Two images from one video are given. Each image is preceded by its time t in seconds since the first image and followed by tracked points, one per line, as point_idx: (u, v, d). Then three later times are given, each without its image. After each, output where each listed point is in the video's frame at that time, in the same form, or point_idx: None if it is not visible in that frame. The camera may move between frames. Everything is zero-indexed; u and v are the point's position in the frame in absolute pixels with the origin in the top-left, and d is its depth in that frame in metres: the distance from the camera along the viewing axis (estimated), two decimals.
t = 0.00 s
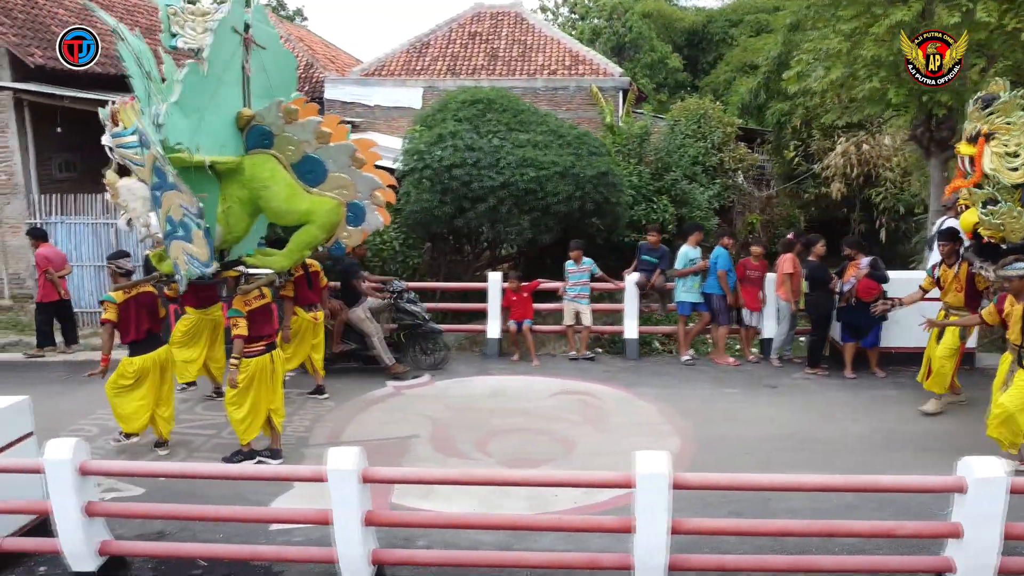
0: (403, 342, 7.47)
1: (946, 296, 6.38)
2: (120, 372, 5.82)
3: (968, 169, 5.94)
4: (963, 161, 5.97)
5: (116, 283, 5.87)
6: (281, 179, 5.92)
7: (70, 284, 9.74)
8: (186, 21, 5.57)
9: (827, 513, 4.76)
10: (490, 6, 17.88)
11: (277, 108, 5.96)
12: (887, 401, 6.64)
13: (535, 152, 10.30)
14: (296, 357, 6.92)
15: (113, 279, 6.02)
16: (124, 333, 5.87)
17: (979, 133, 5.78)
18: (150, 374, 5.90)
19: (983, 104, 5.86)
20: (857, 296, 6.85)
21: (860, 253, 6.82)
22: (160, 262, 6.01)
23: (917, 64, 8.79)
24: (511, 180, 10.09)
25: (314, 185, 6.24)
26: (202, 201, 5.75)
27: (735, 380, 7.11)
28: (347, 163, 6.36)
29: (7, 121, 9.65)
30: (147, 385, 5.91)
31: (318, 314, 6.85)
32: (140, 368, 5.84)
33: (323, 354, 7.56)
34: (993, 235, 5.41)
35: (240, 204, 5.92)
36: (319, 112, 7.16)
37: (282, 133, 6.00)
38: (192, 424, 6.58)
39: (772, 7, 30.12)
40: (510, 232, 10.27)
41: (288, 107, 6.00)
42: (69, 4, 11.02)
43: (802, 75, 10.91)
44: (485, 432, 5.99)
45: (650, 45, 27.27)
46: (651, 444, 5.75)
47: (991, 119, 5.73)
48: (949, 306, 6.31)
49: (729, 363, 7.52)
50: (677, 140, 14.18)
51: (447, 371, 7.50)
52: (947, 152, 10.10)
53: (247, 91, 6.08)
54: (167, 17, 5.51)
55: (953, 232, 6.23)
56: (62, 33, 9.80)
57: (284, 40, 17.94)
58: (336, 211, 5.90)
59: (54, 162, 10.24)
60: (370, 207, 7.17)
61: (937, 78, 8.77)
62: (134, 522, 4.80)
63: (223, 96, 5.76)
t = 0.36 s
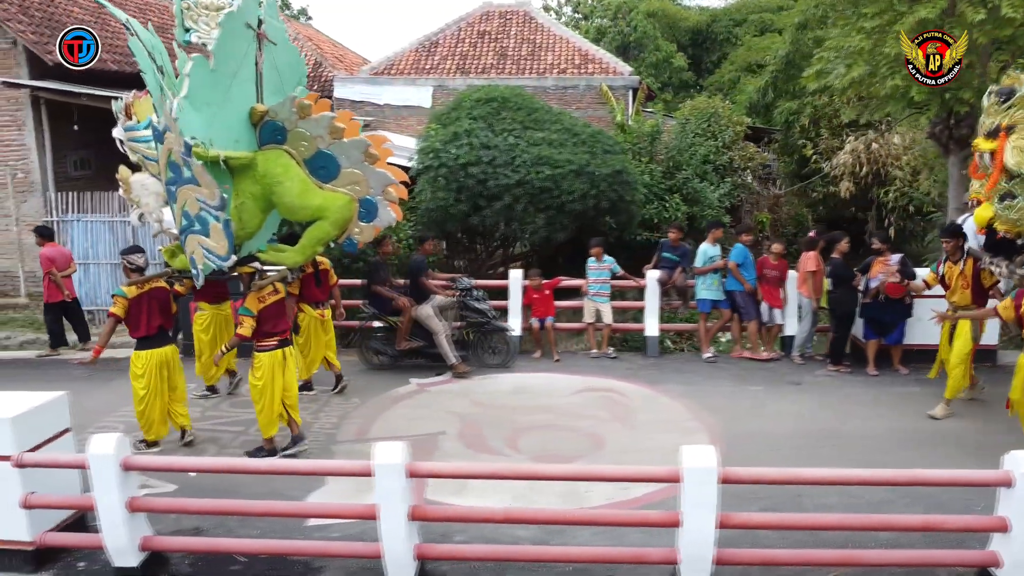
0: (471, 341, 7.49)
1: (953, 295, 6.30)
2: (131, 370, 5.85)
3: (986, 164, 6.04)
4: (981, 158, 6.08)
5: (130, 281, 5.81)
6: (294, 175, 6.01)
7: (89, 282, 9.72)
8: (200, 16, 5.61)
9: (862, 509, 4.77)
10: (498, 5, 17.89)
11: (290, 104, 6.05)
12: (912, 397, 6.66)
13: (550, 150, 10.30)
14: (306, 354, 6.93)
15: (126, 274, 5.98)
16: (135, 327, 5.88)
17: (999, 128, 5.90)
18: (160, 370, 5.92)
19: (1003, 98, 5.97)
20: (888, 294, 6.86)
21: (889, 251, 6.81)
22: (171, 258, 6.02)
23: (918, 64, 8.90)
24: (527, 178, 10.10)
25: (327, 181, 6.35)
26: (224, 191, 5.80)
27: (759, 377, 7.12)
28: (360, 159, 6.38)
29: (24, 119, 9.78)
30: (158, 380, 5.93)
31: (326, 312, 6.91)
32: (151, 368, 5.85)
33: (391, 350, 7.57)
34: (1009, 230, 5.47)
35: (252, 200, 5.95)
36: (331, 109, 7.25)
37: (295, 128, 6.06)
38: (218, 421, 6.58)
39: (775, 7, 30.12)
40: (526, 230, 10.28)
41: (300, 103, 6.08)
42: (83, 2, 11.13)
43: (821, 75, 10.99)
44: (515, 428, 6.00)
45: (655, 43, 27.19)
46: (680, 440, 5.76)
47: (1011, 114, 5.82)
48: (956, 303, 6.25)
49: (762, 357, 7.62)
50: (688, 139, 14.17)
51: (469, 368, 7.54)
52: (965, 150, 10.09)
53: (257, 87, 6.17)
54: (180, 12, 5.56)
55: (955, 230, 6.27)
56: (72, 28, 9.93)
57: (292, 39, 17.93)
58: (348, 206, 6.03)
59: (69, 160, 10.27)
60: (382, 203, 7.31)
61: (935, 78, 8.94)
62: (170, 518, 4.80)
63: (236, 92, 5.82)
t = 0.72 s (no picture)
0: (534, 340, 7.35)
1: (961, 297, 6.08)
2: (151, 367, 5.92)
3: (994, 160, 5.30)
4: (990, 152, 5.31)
5: (147, 276, 5.88)
6: (308, 169, 6.06)
7: (104, 281, 9.73)
8: (212, 11, 5.81)
9: (897, 505, 4.76)
10: (506, 3, 17.90)
11: (303, 98, 6.11)
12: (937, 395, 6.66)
13: (565, 148, 10.30)
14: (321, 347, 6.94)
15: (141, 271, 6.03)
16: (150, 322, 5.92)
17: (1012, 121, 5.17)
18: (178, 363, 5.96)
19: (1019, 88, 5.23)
20: (914, 289, 6.88)
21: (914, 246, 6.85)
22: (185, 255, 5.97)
23: (917, 64, 9.04)
24: (543, 175, 10.08)
25: (341, 176, 6.39)
26: (227, 191, 5.87)
27: (782, 374, 7.12)
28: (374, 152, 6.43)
29: (40, 116, 9.82)
30: (177, 374, 5.99)
31: (342, 306, 6.94)
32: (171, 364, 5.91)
33: (454, 349, 7.40)
34: None
35: (267, 194, 6.08)
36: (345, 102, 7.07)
37: (308, 123, 6.15)
38: (243, 419, 6.57)
39: (780, 6, 30.10)
40: (541, 228, 10.26)
41: (313, 97, 6.16)
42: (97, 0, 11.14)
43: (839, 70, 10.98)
44: (542, 425, 5.99)
45: (659, 43, 27.13)
46: (708, 436, 5.75)
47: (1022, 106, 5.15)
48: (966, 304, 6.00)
49: (786, 356, 7.59)
50: (698, 138, 14.15)
51: (491, 365, 7.55)
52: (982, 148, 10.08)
53: (270, 80, 6.18)
54: (192, 9, 5.79)
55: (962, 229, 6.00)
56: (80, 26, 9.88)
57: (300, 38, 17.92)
58: (361, 200, 6.12)
59: (84, 159, 10.33)
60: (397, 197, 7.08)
61: (935, 79, 9.07)
62: (204, 514, 4.79)
63: (250, 85, 5.84)
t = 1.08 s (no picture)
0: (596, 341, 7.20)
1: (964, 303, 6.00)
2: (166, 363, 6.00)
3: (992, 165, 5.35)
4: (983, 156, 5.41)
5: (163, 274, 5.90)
6: (322, 167, 6.10)
7: (119, 279, 9.74)
8: (226, 10, 5.69)
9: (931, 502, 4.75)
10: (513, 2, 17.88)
11: (316, 96, 6.13)
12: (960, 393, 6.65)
13: (579, 146, 10.28)
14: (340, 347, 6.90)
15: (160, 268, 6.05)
16: (166, 319, 5.98)
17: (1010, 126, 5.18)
18: (195, 360, 6.04)
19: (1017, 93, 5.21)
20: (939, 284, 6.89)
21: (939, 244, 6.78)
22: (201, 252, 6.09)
23: (917, 65, 9.10)
24: (558, 174, 10.07)
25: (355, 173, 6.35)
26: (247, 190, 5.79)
27: (804, 372, 7.11)
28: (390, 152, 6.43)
29: (54, 114, 9.85)
30: (193, 370, 6.07)
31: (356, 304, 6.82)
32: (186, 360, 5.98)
33: (514, 348, 7.31)
34: None
35: (282, 192, 6.07)
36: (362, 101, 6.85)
37: (322, 120, 6.16)
38: (266, 416, 6.56)
39: (783, 5, 30.14)
40: (556, 227, 10.24)
41: (327, 95, 6.18)
42: None
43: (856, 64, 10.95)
44: (569, 423, 5.97)
45: (664, 42, 27.08)
46: (736, 434, 5.74)
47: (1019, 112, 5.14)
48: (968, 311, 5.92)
49: (807, 355, 7.58)
50: (709, 136, 14.12)
51: (512, 363, 7.55)
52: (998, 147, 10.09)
53: (284, 79, 6.16)
54: (206, 7, 5.65)
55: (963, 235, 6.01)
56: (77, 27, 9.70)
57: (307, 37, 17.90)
58: (375, 197, 6.24)
59: (97, 156, 10.34)
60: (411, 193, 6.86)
61: (935, 79, 9.11)
62: (236, 512, 4.78)
63: (267, 84, 5.82)
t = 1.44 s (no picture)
0: (663, 341, 7.07)
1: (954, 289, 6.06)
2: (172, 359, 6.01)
3: (981, 146, 5.17)
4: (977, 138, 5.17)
5: (178, 273, 5.91)
6: (335, 164, 6.07)
7: (131, 277, 9.75)
8: (238, 10, 5.59)
9: (961, 500, 4.74)
10: (520, 1, 17.87)
11: (328, 93, 6.10)
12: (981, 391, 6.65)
13: (592, 144, 10.27)
14: (348, 340, 7.03)
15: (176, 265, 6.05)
16: (174, 316, 6.02)
17: (1003, 108, 4.97)
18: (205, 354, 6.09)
19: (1014, 76, 4.99)
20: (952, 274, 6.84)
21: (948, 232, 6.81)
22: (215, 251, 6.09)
23: (918, 64, 9.28)
24: (571, 172, 10.06)
25: (366, 169, 6.40)
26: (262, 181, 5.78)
27: (824, 370, 7.11)
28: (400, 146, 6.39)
29: (68, 113, 9.83)
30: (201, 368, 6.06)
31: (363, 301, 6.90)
32: (193, 359, 5.99)
33: (581, 347, 7.27)
34: (1013, 222, 4.98)
35: (295, 189, 6.03)
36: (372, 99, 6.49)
37: (334, 117, 6.15)
38: (287, 414, 6.56)
39: (787, 4, 30.17)
40: (569, 225, 10.23)
41: (338, 91, 6.15)
42: None
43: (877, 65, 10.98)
44: (592, 421, 5.96)
45: (668, 42, 26.99)
46: (759, 431, 5.73)
47: (1015, 95, 4.93)
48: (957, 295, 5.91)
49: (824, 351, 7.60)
50: (718, 135, 14.10)
51: (531, 361, 7.55)
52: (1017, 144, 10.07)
53: (297, 77, 6.15)
54: (218, 7, 5.56)
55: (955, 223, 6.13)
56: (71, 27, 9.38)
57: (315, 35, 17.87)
58: (387, 191, 6.31)
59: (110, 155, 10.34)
60: (422, 186, 6.69)
61: (935, 80, 9.27)
62: (265, 510, 4.77)
63: (279, 82, 5.79)
